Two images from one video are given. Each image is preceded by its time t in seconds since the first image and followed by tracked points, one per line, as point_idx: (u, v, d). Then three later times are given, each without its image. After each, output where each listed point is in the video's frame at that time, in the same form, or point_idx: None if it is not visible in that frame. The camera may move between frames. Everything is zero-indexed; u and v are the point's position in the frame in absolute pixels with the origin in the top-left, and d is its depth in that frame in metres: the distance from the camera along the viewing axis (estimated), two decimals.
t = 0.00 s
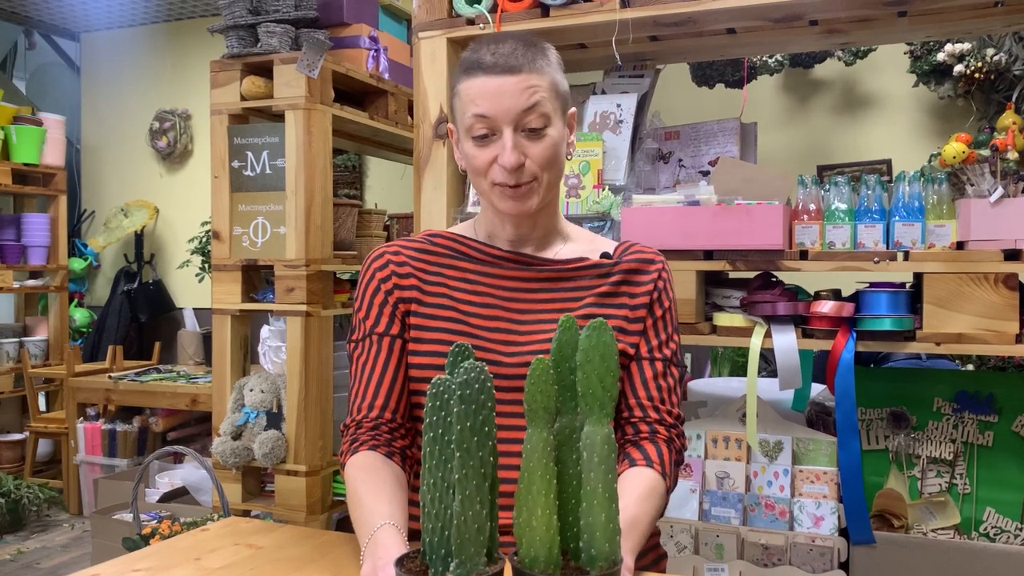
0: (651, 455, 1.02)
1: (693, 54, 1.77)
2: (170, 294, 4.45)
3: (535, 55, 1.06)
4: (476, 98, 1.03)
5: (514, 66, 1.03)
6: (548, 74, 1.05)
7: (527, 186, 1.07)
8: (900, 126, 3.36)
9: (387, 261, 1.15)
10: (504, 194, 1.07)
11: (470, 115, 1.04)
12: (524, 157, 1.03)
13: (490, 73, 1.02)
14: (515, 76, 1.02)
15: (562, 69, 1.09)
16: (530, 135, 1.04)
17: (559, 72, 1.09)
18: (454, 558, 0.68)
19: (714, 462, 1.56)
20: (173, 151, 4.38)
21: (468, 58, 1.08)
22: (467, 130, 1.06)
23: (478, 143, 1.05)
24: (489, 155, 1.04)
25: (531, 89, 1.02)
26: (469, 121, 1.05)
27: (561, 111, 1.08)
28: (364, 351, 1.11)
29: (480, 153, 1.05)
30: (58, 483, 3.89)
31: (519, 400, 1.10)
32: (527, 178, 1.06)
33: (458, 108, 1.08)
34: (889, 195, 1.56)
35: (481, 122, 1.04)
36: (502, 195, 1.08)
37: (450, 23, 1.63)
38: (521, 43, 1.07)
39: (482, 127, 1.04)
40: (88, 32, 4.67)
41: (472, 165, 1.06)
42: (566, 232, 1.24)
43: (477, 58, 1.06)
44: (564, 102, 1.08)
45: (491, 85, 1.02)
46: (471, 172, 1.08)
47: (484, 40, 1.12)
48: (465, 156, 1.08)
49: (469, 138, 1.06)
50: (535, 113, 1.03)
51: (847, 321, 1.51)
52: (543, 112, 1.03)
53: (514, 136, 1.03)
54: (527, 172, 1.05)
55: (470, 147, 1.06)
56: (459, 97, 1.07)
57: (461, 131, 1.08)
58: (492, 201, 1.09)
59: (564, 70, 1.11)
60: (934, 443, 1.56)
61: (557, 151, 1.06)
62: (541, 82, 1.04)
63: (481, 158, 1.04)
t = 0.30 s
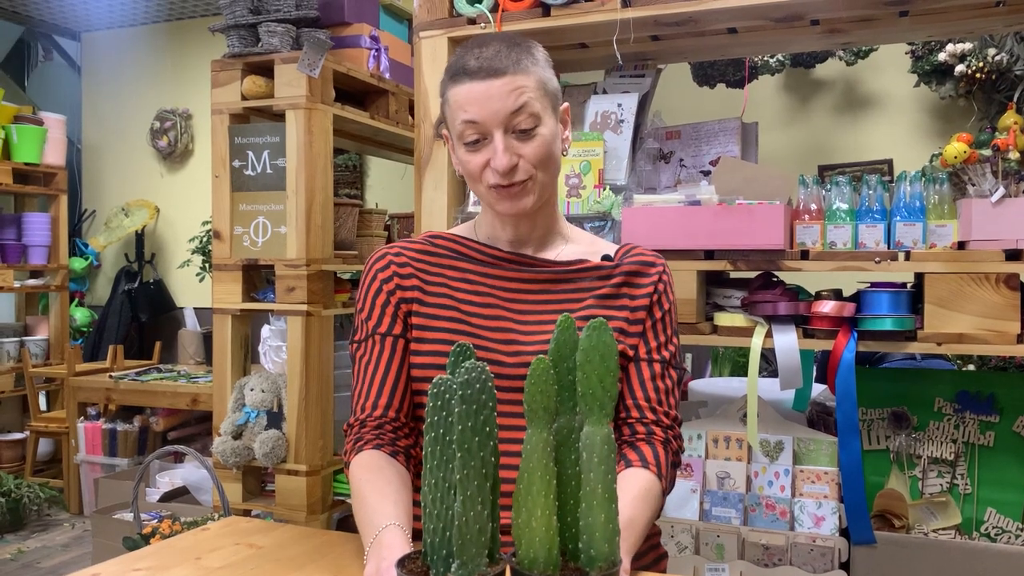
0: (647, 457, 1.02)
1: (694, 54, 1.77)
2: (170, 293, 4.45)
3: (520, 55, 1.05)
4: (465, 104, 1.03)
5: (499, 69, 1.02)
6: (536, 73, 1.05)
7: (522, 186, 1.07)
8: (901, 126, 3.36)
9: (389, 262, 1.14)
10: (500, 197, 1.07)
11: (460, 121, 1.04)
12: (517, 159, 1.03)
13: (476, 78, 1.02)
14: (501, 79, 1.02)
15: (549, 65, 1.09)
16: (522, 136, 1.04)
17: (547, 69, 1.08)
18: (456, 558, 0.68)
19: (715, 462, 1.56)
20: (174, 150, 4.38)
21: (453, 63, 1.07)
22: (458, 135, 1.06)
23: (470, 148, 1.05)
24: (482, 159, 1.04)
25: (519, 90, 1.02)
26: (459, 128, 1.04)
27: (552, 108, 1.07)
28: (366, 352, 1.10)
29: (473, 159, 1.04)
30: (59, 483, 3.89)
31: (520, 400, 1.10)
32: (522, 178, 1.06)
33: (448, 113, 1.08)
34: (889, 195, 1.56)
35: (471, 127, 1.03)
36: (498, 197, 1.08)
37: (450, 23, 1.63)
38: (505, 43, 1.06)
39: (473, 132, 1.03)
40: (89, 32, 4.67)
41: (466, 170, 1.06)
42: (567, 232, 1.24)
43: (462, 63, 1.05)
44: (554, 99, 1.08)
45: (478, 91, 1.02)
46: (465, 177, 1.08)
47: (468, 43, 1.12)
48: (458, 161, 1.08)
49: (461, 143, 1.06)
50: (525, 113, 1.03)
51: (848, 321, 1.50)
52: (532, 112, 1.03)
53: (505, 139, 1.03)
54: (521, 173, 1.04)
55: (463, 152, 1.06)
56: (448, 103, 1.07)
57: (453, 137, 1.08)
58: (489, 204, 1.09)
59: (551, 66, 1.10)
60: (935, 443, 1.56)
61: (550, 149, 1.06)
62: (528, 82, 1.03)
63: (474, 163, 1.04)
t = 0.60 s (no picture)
0: (656, 455, 1.03)
1: (694, 52, 1.77)
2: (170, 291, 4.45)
3: (511, 55, 1.05)
4: (459, 107, 1.03)
5: (490, 70, 1.02)
6: (528, 72, 1.04)
7: (520, 185, 1.07)
8: (901, 124, 3.36)
9: (387, 262, 1.15)
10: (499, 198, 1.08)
11: (455, 125, 1.04)
12: (514, 159, 1.03)
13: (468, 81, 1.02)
14: (493, 80, 1.02)
15: (542, 63, 1.08)
16: (517, 136, 1.03)
17: (539, 65, 1.08)
18: (456, 555, 0.68)
19: (715, 460, 1.56)
20: (174, 149, 4.38)
21: (445, 65, 1.07)
22: (454, 138, 1.06)
23: (466, 150, 1.05)
24: (479, 161, 1.04)
25: (512, 91, 1.02)
26: (454, 131, 1.04)
27: (546, 105, 1.07)
28: (365, 353, 1.11)
29: (469, 161, 1.05)
30: (60, 482, 3.90)
31: (520, 398, 1.09)
32: (520, 178, 1.06)
33: (443, 115, 1.08)
34: (890, 192, 1.56)
35: (466, 130, 1.03)
36: (497, 196, 1.08)
37: (450, 20, 1.63)
38: (496, 43, 1.06)
39: (468, 135, 1.04)
40: (89, 31, 4.68)
41: (464, 173, 1.06)
42: (566, 230, 1.24)
43: (454, 65, 1.05)
44: (548, 97, 1.07)
45: (470, 94, 1.02)
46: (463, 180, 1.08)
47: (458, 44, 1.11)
48: (455, 164, 1.08)
49: (457, 146, 1.06)
50: (519, 114, 1.02)
51: (847, 318, 1.50)
52: (526, 112, 1.03)
53: (501, 139, 1.03)
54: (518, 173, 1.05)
55: (460, 155, 1.06)
56: (442, 106, 1.07)
57: (448, 139, 1.08)
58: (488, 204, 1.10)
59: (543, 63, 1.10)
60: (935, 440, 1.56)
61: (546, 147, 1.06)
62: (521, 81, 1.03)
63: (471, 166, 1.04)
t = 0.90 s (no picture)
0: (662, 456, 1.03)
1: (694, 49, 1.77)
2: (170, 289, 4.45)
3: (510, 55, 1.04)
4: (459, 110, 1.02)
5: (491, 71, 1.01)
6: (528, 73, 1.04)
7: (522, 185, 1.07)
8: (901, 121, 3.35)
9: (387, 260, 1.15)
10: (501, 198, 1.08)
11: (456, 127, 1.03)
12: (516, 161, 1.03)
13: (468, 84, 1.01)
14: (494, 82, 1.01)
15: (542, 62, 1.08)
16: (519, 137, 1.03)
17: (539, 63, 1.07)
18: (455, 552, 0.68)
19: (715, 457, 1.56)
20: (174, 147, 4.37)
21: (446, 66, 1.06)
22: (455, 140, 1.06)
23: (468, 152, 1.05)
24: (481, 163, 1.04)
25: (513, 93, 1.01)
26: (456, 133, 1.04)
27: (546, 105, 1.06)
28: (363, 349, 1.11)
29: (471, 164, 1.05)
30: (60, 480, 3.90)
31: (519, 395, 1.10)
32: (522, 179, 1.06)
33: (444, 116, 1.07)
34: (889, 189, 1.56)
35: (468, 133, 1.03)
36: (500, 197, 1.08)
37: (450, 18, 1.63)
38: (496, 43, 1.05)
39: (469, 137, 1.03)
40: (89, 29, 4.67)
41: (466, 174, 1.07)
42: (567, 228, 1.24)
43: (455, 66, 1.04)
44: (549, 96, 1.07)
45: (471, 96, 1.01)
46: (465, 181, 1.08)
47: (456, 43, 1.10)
48: (457, 164, 1.08)
49: (459, 148, 1.06)
50: (521, 115, 1.02)
51: (847, 316, 1.50)
52: (527, 113, 1.02)
53: (502, 142, 1.02)
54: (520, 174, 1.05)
55: (461, 157, 1.06)
56: (443, 107, 1.06)
57: (449, 140, 1.08)
58: (490, 205, 1.10)
59: (543, 61, 1.09)
60: (934, 437, 1.57)
61: (548, 147, 1.05)
62: (522, 83, 1.02)
63: (473, 168, 1.04)
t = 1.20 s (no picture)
0: (685, 455, 1.06)
1: (694, 47, 1.77)
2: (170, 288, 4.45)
3: (518, 51, 1.04)
4: (464, 105, 1.02)
5: (498, 67, 1.01)
6: (535, 71, 1.04)
7: (524, 183, 1.07)
8: (900, 120, 3.35)
9: (386, 256, 1.14)
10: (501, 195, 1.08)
11: (460, 122, 1.03)
12: (519, 158, 1.03)
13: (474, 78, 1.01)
14: (501, 78, 1.01)
15: (548, 61, 1.08)
16: (523, 134, 1.03)
17: (545, 62, 1.08)
18: (455, 551, 0.69)
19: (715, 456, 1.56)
20: (173, 146, 4.37)
21: (453, 60, 1.06)
22: (459, 135, 1.06)
23: (471, 147, 1.05)
24: (484, 159, 1.04)
25: (519, 89, 1.01)
26: (460, 127, 1.04)
27: (551, 103, 1.07)
28: (357, 347, 1.11)
29: (474, 159, 1.05)
30: (60, 479, 3.90)
31: (518, 393, 1.10)
32: (524, 177, 1.06)
33: (448, 111, 1.07)
34: (889, 188, 1.56)
35: (472, 127, 1.03)
36: (501, 194, 1.08)
37: (449, 17, 1.63)
38: (504, 40, 1.06)
39: (473, 132, 1.03)
40: (88, 28, 4.67)
41: (468, 169, 1.06)
42: (568, 228, 1.24)
43: (462, 61, 1.04)
44: (554, 96, 1.07)
45: (477, 91, 1.01)
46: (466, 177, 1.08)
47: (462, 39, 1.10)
48: (459, 159, 1.08)
49: (462, 143, 1.06)
50: (526, 112, 1.02)
51: (847, 314, 1.50)
52: (533, 110, 1.02)
53: (506, 138, 1.02)
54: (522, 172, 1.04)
55: (464, 152, 1.06)
56: (448, 101, 1.06)
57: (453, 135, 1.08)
58: (491, 202, 1.10)
59: (549, 61, 1.10)
60: (935, 436, 1.57)
61: (551, 146, 1.06)
62: (529, 80, 1.02)
63: (476, 162, 1.04)
